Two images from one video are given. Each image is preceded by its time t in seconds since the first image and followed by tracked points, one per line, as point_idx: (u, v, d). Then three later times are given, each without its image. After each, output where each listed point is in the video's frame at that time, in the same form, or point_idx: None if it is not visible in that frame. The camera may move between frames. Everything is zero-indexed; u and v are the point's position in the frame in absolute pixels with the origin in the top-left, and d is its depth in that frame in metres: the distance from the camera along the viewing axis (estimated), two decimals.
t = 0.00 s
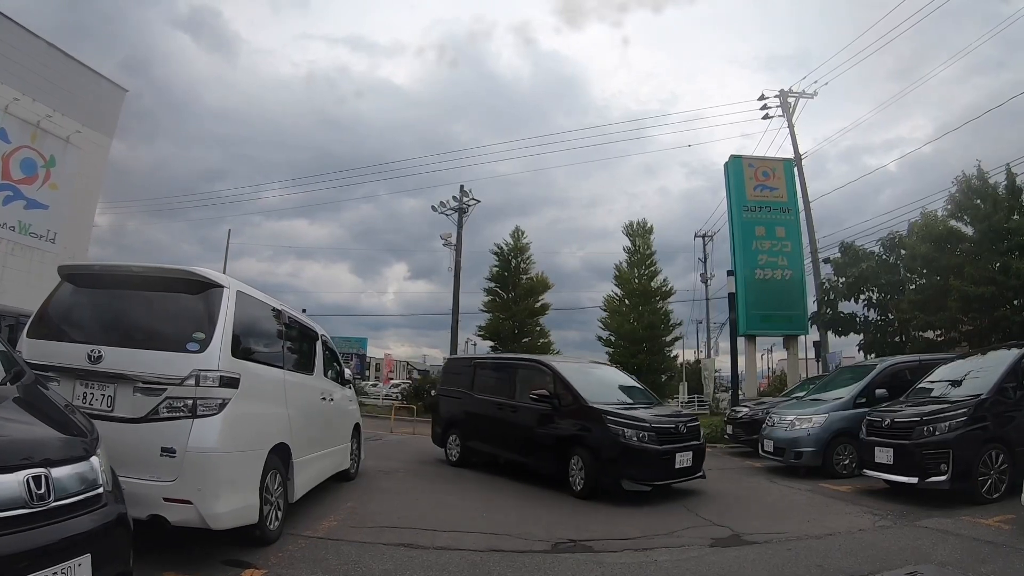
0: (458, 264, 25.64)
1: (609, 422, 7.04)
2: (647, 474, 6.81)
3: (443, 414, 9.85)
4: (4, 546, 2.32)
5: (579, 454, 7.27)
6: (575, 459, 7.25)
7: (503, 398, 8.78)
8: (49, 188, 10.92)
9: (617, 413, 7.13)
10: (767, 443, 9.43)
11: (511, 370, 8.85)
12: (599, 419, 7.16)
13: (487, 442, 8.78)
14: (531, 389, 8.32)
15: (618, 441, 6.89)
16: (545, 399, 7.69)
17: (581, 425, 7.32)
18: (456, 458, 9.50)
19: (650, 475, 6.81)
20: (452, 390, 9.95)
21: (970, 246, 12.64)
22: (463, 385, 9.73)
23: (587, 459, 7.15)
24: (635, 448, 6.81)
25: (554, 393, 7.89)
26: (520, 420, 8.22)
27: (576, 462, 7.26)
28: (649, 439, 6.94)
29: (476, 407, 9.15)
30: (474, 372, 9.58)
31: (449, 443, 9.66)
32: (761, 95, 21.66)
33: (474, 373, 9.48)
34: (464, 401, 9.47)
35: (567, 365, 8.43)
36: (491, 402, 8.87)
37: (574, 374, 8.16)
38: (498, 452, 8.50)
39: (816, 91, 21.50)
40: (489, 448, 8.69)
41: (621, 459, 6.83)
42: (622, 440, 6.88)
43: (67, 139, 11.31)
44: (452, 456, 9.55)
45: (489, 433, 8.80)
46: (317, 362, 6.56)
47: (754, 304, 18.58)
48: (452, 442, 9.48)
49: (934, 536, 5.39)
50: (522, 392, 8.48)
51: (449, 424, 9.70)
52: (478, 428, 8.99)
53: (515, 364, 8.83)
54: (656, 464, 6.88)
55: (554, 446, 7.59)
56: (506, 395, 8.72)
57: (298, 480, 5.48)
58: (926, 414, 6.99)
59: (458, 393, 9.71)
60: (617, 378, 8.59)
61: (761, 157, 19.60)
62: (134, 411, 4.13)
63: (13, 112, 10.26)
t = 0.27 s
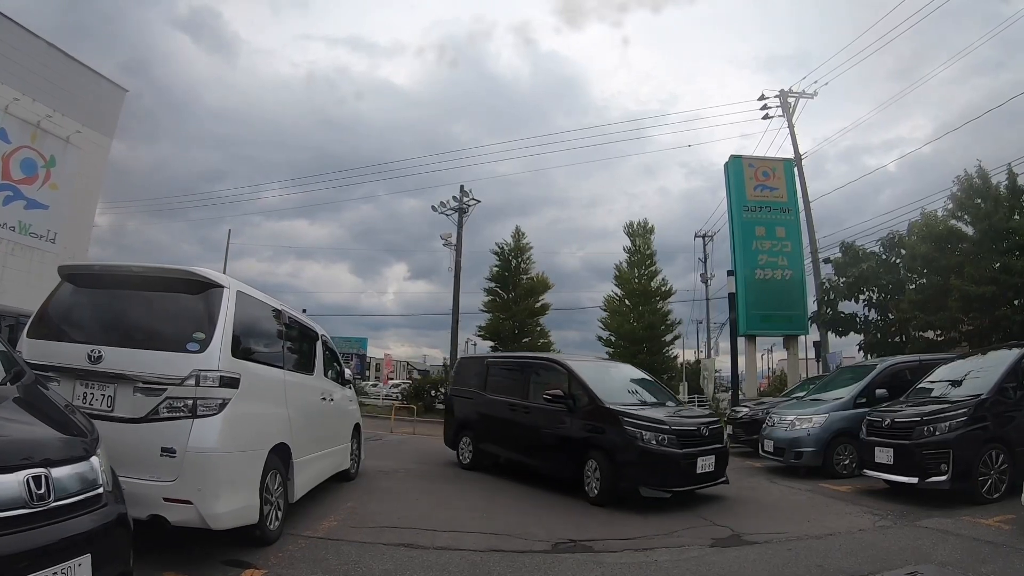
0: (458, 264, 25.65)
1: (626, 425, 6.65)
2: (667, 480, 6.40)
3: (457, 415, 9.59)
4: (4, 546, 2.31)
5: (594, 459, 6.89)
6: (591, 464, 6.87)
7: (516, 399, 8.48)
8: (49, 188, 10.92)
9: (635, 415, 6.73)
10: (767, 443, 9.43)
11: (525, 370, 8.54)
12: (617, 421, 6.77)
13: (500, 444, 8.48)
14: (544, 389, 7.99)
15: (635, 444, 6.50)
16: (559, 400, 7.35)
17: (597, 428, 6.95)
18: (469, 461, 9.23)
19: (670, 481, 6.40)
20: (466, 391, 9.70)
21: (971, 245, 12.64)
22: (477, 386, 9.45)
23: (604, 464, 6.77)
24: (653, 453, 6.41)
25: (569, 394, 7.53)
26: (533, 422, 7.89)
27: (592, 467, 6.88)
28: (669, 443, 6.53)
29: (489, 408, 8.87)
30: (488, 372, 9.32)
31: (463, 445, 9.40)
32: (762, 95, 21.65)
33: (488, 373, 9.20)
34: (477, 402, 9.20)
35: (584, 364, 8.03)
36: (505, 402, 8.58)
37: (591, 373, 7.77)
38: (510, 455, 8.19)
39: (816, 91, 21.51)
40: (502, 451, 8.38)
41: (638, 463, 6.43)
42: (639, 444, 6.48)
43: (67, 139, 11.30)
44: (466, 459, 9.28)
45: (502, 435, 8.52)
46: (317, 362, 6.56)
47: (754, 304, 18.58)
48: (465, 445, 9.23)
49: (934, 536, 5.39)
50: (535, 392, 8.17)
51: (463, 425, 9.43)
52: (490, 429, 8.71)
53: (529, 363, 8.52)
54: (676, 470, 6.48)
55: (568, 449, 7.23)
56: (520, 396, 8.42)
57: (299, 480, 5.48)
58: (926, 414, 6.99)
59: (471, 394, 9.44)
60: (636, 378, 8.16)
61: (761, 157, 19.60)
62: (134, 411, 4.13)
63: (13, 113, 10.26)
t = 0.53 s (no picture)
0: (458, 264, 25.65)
1: (643, 428, 6.34)
2: (687, 485, 6.08)
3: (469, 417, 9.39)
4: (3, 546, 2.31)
5: (611, 464, 6.56)
6: (607, 468, 6.57)
7: (530, 400, 8.26)
8: (49, 188, 10.92)
9: (653, 417, 6.42)
10: (767, 443, 9.44)
11: (539, 370, 8.33)
12: (634, 424, 6.46)
13: (512, 447, 8.25)
14: (558, 389, 7.77)
15: (653, 448, 6.18)
16: (573, 400, 7.12)
17: (613, 430, 6.66)
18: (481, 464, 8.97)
19: (690, 487, 6.07)
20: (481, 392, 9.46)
21: (971, 245, 12.64)
22: (491, 387, 9.25)
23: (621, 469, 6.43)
24: (672, 457, 6.09)
25: (584, 394, 7.29)
26: (546, 423, 7.67)
27: (608, 471, 6.58)
28: (689, 447, 6.21)
29: (503, 409, 8.66)
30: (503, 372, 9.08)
31: (475, 448, 9.18)
32: (762, 95, 21.65)
33: (501, 374, 9.00)
34: (491, 404, 8.97)
35: (601, 364, 7.74)
36: (518, 403, 8.37)
37: (608, 374, 7.47)
38: (523, 458, 7.96)
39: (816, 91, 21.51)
40: (514, 453, 8.16)
41: (656, 468, 6.11)
42: (658, 447, 6.17)
43: (67, 138, 11.30)
44: (478, 462, 9.05)
45: (515, 437, 8.30)
46: (317, 362, 6.56)
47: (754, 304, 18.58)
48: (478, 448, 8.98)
49: (934, 536, 5.39)
50: (549, 392, 7.95)
51: (475, 427, 9.22)
52: (503, 431, 8.49)
53: (543, 363, 8.30)
54: (697, 475, 6.12)
55: (582, 451, 6.97)
56: (534, 396, 8.20)
57: (299, 480, 5.49)
58: (927, 414, 6.99)
59: (485, 395, 9.22)
60: (655, 378, 7.86)
61: (761, 157, 19.60)
62: (135, 411, 4.13)
63: (13, 112, 10.26)
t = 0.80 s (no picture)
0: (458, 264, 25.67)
1: (662, 431, 5.90)
2: (709, 493, 5.63)
3: (481, 418, 8.95)
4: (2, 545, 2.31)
5: (627, 468, 6.14)
6: (623, 474, 6.12)
7: (543, 400, 7.80)
8: (49, 188, 10.91)
9: (673, 420, 5.97)
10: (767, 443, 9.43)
11: (552, 368, 7.87)
12: (652, 426, 6.01)
13: (525, 450, 7.81)
14: (572, 389, 7.31)
15: (672, 452, 5.74)
16: (586, 400, 6.72)
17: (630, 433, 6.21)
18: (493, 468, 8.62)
19: (712, 495, 5.62)
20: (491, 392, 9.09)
21: (971, 245, 12.64)
22: (502, 386, 8.83)
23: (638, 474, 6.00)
24: (693, 462, 5.65)
25: (599, 394, 6.84)
26: (560, 425, 7.21)
27: (624, 477, 6.14)
28: (712, 451, 5.76)
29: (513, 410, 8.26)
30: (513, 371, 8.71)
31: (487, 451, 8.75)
32: (762, 95, 21.68)
33: (513, 373, 8.54)
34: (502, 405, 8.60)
35: (618, 362, 7.26)
36: (530, 404, 7.92)
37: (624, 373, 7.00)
38: (536, 462, 7.51)
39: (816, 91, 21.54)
40: (527, 457, 7.72)
41: (676, 474, 5.67)
42: (677, 452, 5.72)
43: (67, 139, 11.30)
44: (490, 466, 8.62)
45: (527, 440, 7.84)
46: (317, 362, 6.56)
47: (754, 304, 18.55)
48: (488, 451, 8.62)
49: (934, 536, 5.39)
50: (563, 391, 7.49)
51: (487, 429, 8.79)
52: (514, 434, 8.04)
53: (556, 361, 7.84)
54: (720, 483, 5.68)
55: (597, 456, 6.52)
56: (547, 397, 7.74)
57: (299, 479, 5.50)
58: (927, 414, 6.98)
59: (495, 395, 8.84)
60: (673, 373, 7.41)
61: (761, 157, 19.60)
62: (135, 411, 4.13)
63: (13, 113, 10.26)
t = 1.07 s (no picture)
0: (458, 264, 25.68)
1: (682, 435, 5.50)
2: (732, 501, 5.24)
3: (494, 421, 8.64)
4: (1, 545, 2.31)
5: (645, 474, 5.75)
6: (641, 480, 5.76)
7: (558, 402, 7.49)
8: (49, 188, 10.91)
9: (694, 422, 5.57)
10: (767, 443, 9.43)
11: (566, 369, 7.55)
12: (671, 430, 5.60)
13: (539, 454, 7.49)
14: (587, 390, 6.99)
15: (692, 457, 5.35)
16: (601, 401, 6.37)
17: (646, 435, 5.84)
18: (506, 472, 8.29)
19: (737, 503, 5.23)
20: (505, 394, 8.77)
21: (971, 245, 12.64)
22: (516, 387, 8.49)
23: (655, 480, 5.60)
24: (714, 467, 5.26)
25: (614, 394, 6.51)
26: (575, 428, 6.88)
27: (641, 483, 5.76)
28: (735, 456, 5.37)
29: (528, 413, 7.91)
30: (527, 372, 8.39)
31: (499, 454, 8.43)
32: (762, 95, 21.71)
33: (526, 374, 8.23)
34: (516, 407, 8.26)
35: (634, 361, 6.91)
36: (543, 405, 7.61)
37: (641, 372, 6.65)
38: (551, 466, 7.19)
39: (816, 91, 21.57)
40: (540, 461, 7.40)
41: (696, 480, 5.27)
42: (698, 456, 5.33)
43: (67, 139, 11.31)
44: (502, 470, 8.30)
45: (542, 443, 7.53)
46: (317, 362, 6.56)
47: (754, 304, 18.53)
48: (501, 454, 8.31)
49: (934, 536, 5.39)
50: (578, 392, 7.18)
51: (499, 432, 8.48)
52: (527, 437, 7.72)
53: (570, 361, 7.54)
54: (745, 491, 5.28)
55: (613, 460, 6.17)
56: (561, 398, 7.44)
57: (299, 480, 5.50)
58: (927, 414, 6.98)
59: (509, 397, 8.51)
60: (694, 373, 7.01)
61: (762, 157, 19.60)
62: (135, 411, 4.13)
63: (13, 113, 10.27)
